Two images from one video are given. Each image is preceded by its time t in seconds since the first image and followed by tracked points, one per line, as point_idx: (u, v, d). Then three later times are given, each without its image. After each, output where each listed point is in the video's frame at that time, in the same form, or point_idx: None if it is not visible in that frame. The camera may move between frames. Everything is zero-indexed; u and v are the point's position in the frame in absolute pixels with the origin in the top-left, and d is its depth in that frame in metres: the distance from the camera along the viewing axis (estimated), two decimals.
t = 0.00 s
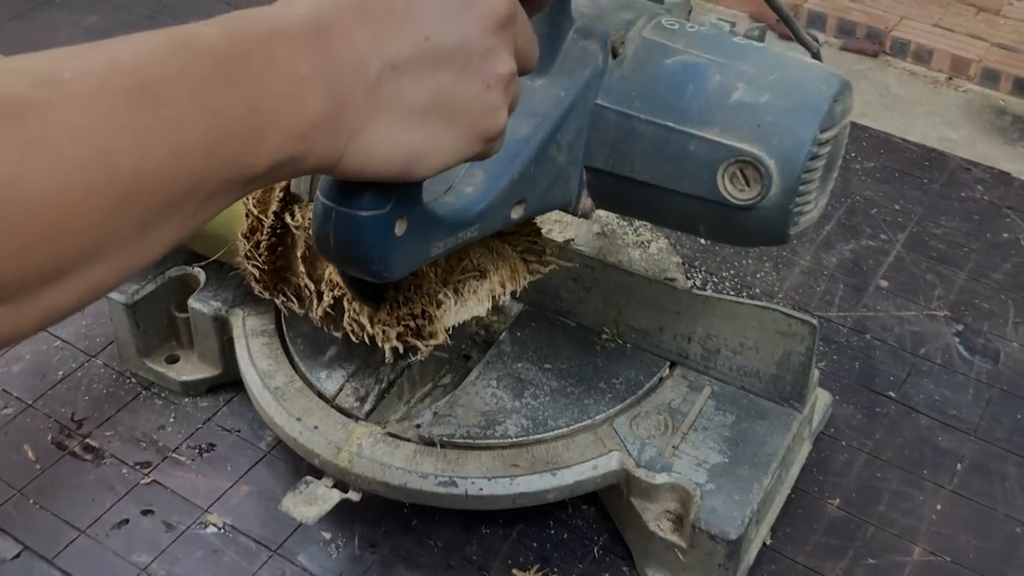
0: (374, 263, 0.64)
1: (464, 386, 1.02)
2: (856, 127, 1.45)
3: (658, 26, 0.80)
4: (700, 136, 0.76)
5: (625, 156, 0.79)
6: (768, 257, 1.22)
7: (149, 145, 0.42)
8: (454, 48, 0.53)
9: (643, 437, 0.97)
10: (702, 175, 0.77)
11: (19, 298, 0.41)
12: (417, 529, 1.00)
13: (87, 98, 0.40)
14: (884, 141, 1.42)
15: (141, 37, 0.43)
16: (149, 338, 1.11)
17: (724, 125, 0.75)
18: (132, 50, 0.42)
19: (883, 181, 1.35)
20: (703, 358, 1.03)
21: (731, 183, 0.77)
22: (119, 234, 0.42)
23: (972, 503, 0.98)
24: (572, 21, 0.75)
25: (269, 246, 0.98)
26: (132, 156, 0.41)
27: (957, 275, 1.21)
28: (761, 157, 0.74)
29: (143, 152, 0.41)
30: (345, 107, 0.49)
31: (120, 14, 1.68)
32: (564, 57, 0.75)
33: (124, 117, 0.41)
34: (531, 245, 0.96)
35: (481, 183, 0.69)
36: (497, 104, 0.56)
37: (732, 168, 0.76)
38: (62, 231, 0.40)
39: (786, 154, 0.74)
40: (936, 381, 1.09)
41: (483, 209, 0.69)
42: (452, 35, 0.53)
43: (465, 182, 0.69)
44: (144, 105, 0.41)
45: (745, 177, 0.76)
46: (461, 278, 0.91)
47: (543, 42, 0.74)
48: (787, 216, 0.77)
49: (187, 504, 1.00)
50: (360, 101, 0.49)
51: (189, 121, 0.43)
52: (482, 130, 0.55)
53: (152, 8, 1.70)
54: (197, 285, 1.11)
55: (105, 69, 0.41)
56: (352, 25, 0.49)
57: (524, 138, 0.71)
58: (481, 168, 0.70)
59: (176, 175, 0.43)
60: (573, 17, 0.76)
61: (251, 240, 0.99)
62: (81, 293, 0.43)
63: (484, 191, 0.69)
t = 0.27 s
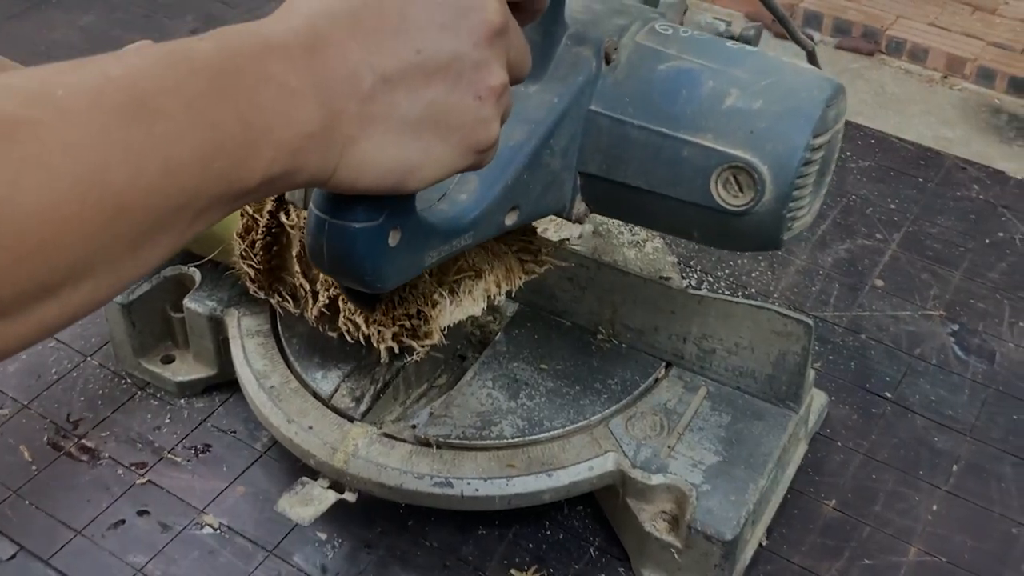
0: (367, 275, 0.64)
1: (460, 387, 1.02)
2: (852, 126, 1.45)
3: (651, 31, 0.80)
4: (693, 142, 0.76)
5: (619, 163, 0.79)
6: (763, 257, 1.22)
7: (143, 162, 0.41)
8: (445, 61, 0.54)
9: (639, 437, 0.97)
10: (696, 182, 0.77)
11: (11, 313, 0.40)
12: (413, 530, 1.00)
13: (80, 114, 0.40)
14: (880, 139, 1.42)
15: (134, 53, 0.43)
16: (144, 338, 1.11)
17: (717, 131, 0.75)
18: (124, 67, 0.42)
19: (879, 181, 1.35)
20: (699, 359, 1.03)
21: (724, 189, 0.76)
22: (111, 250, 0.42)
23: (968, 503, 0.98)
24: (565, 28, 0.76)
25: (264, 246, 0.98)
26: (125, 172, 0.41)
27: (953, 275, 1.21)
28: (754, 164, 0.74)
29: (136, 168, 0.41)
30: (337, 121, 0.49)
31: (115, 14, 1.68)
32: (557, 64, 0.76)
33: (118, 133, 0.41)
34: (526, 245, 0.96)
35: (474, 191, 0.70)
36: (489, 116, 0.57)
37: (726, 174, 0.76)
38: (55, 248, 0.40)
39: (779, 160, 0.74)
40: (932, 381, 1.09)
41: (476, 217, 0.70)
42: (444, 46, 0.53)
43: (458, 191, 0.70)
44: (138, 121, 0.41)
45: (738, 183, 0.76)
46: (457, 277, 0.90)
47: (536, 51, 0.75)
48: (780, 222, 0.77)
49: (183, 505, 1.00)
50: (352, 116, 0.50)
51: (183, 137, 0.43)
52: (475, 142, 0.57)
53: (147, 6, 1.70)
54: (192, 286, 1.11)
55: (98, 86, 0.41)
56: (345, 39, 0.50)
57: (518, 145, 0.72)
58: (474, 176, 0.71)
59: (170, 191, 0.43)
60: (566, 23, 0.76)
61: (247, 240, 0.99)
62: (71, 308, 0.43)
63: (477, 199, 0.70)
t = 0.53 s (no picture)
0: (361, 287, 0.64)
1: (456, 387, 1.02)
2: (848, 126, 1.45)
3: (644, 39, 0.81)
4: (686, 149, 0.76)
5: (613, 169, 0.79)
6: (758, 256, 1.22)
7: (134, 181, 0.41)
8: (438, 76, 0.54)
9: (634, 437, 0.97)
10: (689, 189, 0.77)
11: None
12: (408, 530, 1.00)
13: (73, 131, 0.39)
14: (875, 139, 1.42)
15: (124, 71, 0.42)
16: (140, 338, 1.11)
17: (710, 139, 0.75)
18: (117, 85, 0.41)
19: (874, 180, 1.35)
20: (694, 358, 1.03)
21: (717, 197, 0.76)
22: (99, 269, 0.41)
23: (964, 503, 0.98)
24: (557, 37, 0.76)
25: (260, 246, 0.98)
26: (116, 191, 0.40)
27: (949, 275, 1.21)
28: (747, 171, 0.74)
29: (125, 187, 0.40)
30: (327, 140, 0.50)
31: (110, 14, 1.68)
32: (550, 72, 0.76)
33: (110, 152, 0.40)
34: (520, 245, 0.97)
35: (468, 201, 0.70)
36: (482, 132, 0.57)
37: (719, 182, 0.76)
38: (41, 267, 0.38)
39: (773, 168, 0.74)
40: (927, 381, 1.09)
41: (470, 226, 0.70)
42: (435, 64, 0.54)
43: (452, 200, 0.70)
44: (131, 140, 0.41)
45: (731, 191, 0.76)
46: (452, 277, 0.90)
47: (528, 61, 0.75)
48: (774, 229, 0.77)
49: (178, 505, 1.00)
50: (343, 134, 0.50)
51: (175, 156, 0.42)
52: (467, 157, 0.57)
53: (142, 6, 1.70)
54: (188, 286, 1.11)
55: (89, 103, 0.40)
56: (334, 59, 0.50)
57: (512, 153, 0.72)
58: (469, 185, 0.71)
59: (160, 210, 0.42)
60: (558, 32, 0.77)
61: (242, 240, 0.99)
62: (55, 332, 0.42)
63: (471, 209, 0.70)
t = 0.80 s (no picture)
0: (355, 302, 0.65)
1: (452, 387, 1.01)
2: (843, 126, 1.46)
3: (638, 47, 0.80)
4: (679, 159, 0.76)
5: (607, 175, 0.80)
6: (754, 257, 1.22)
7: (126, 201, 0.42)
8: (425, 94, 0.55)
9: (630, 437, 0.97)
10: (682, 199, 0.77)
11: None
12: (404, 529, 1.00)
13: (63, 153, 0.40)
14: (871, 140, 1.42)
15: (115, 95, 0.44)
16: (136, 338, 1.12)
17: (702, 148, 0.75)
18: (108, 108, 0.42)
19: (870, 181, 1.35)
20: (690, 359, 1.03)
21: (710, 206, 0.77)
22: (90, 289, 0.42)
23: (959, 503, 0.98)
24: (550, 46, 0.77)
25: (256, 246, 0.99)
26: (107, 212, 0.41)
27: (944, 275, 1.21)
28: (739, 181, 0.74)
29: (116, 208, 0.41)
30: (318, 158, 0.51)
31: (106, 14, 1.68)
32: (543, 81, 0.77)
33: (100, 172, 0.41)
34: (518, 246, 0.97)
35: (461, 211, 0.71)
36: (471, 147, 0.59)
37: (712, 191, 0.76)
38: (31, 286, 0.39)
39: (765, 177, 0.74)
40: (923, 381, 1.09)
41: (464, 238, 0.71)
42: (423, 81, 0.55)
43: (447, 212, 0.71)
44: (122, 161, 0.42)
45: (724, 200, 0.76)
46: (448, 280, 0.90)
47: (521, 73, 0.75)
48: (767, 238, 0.77)
49: (174, 505, 1.00)
50: (332, 153, 0.52)
51: (167, 176, 0.43)
52: (457, 173, 0.58)
53: (138, 6, 1.70)
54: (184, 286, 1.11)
55: (80, 127, 0.41)
56: (321, 81, 0.52)
57: (506, 163, 0.73)
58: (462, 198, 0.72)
59: (151, 230, 0.43)
60: (552, 41, 0.77)
61: (239, 240, 0.99)
62: (47, 351, 0.42)
63: (466, 221, 0.71)
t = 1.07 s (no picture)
0: (347, 353, 0.67)
1: (448, 386, 1.02)
2: (839, 126, 1.46)
3: (624, 76, 0.80)
4: (666, 193, 0.77)
5: (590, 201, 0.80)
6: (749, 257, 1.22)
7: (106, 267, 0.43)
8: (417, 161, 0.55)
9: (625, 437, 0.97)
10: (670, 232, 0.78)
11: None
12: (400, 529, 1.00)
13: (46, 219, 0.41)
14: (867, 139, 1.42)
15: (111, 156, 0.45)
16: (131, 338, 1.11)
17: (688, 181, 0.76)
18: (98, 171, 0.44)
19: (865, 181, 1.35)
20: (686, 359, 1.03)
21: (698, 238, 0.77)
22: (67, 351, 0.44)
23: (955, 503, 0.98)
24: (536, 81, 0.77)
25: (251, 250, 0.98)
26: (86, 279, 0.42)
27: (940, 275, 1.21)
28: (725, 215, 0.75)
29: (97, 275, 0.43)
30: (303, 228, 0.51)
31: (101, 14, 1.68)
32: (530, 118, 0.77)
33: (82, 240, 0.42)
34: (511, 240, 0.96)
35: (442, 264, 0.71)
36: (455, 207, 0.59)
37: (698, 225, 0.76)
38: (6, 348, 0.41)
39: (750, 211, 0.74)
40: (918, 381, 1.09)
41: (453, 279, 0.72)
42: (414, 145, 0.55)
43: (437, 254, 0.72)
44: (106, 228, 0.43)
45: (711, 232, 0.77)
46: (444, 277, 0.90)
47: (508, 109, 0.76)
48: (754, 269, 0.78)
49: (170, 505, 1.00)
50: (322, 220, 0.52)
51: (151, 243, 0.44)
52: (441, 232, 0.58)
53: (133, 7, 1.70)
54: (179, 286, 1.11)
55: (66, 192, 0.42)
56: (318, 143, 0.51)
57: (496, 199, 0.74)
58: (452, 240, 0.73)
59: (132, 295, 0.44)
60: (538, 74, 0.78)
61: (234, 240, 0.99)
62: (27, 402, 0.45)
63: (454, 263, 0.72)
